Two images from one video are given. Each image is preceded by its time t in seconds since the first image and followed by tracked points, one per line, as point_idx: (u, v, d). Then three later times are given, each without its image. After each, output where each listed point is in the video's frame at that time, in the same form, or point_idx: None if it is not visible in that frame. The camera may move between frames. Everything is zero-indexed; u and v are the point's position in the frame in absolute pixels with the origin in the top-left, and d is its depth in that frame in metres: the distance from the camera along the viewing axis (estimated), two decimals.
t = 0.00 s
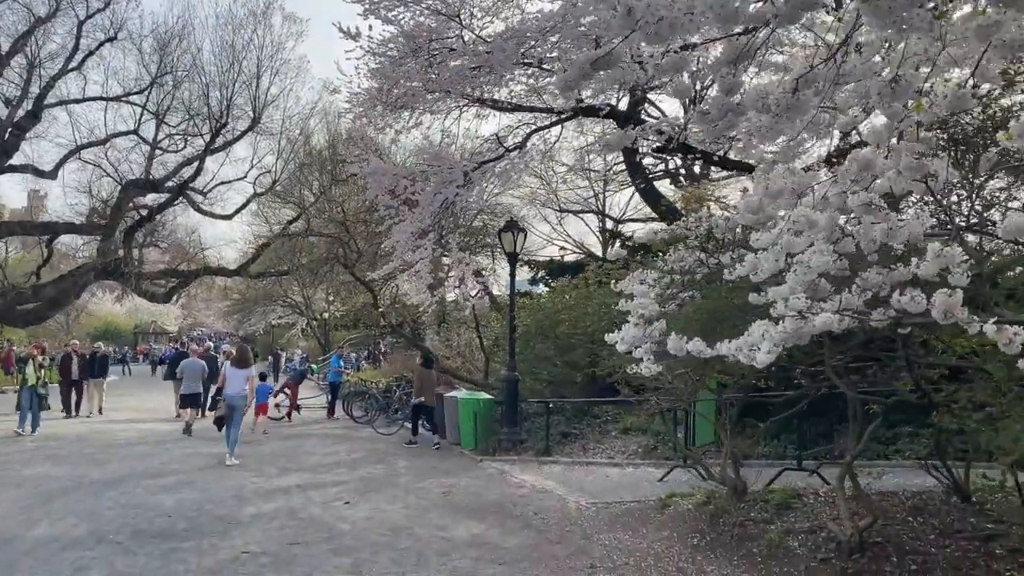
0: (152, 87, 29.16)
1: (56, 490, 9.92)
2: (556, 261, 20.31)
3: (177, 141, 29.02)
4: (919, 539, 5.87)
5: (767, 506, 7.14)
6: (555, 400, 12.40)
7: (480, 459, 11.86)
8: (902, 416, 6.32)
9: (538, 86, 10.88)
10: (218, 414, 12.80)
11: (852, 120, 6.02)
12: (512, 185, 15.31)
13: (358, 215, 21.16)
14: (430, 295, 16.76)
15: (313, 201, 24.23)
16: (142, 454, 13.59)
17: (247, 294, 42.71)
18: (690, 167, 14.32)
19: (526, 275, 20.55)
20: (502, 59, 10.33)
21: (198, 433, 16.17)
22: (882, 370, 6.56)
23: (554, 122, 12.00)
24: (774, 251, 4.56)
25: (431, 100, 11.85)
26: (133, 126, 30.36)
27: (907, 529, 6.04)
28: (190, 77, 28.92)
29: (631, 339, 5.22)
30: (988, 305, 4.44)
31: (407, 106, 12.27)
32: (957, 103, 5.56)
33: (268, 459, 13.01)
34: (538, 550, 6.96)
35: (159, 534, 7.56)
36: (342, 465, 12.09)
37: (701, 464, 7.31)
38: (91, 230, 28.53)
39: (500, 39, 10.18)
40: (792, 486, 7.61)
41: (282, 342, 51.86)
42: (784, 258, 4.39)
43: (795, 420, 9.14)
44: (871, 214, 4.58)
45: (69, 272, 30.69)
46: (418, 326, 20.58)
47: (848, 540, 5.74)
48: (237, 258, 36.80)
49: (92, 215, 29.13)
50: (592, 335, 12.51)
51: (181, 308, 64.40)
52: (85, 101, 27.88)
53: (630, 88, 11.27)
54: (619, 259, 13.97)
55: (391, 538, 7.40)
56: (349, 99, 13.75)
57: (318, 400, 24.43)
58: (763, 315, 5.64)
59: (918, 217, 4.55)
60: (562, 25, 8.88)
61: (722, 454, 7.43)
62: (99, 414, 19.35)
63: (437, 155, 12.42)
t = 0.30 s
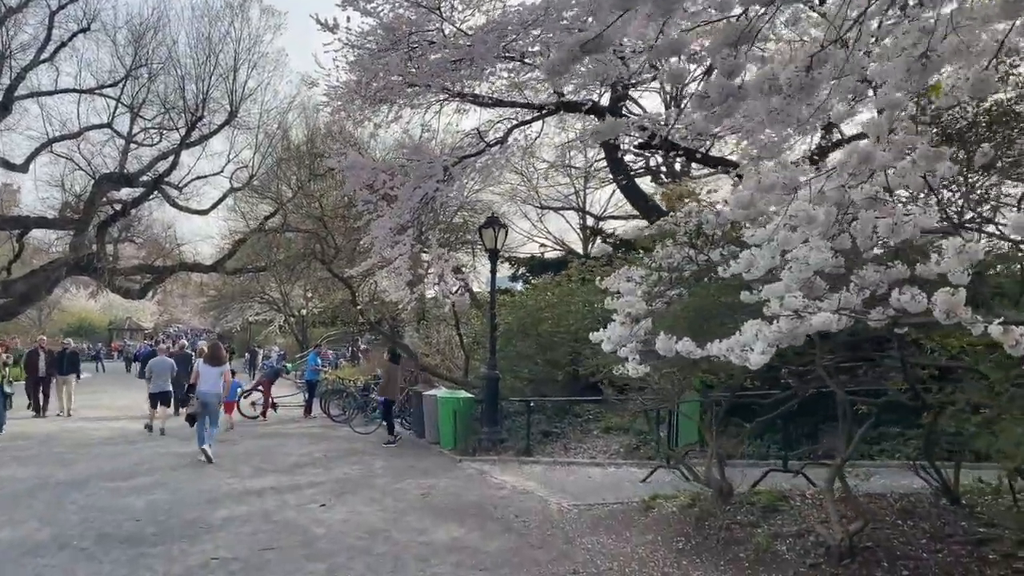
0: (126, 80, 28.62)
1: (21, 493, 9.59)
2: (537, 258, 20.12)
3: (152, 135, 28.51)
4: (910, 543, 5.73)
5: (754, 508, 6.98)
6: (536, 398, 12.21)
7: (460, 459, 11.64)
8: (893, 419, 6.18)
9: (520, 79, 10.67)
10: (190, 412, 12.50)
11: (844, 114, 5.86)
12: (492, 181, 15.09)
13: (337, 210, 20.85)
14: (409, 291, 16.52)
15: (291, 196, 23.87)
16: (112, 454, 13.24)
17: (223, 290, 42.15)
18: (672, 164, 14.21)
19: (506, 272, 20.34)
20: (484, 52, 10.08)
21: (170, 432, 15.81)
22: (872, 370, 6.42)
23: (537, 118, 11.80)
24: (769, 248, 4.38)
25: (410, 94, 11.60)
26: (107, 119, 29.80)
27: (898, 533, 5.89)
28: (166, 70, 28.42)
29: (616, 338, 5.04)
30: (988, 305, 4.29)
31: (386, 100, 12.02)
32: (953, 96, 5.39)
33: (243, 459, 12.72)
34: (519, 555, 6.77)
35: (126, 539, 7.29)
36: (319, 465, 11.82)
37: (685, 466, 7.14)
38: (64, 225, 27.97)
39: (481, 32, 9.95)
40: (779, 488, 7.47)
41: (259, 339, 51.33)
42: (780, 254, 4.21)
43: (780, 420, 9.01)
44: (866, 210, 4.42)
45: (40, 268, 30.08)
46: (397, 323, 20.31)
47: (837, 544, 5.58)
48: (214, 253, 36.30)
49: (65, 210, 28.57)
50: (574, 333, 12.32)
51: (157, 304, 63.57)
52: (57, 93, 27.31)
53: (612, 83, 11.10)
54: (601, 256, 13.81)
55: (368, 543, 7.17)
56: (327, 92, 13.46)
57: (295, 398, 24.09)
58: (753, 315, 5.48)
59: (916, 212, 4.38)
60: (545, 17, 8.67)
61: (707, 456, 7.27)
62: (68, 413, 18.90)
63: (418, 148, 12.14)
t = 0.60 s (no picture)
0: (88, 71, 27.85)
1: None
2: (507, 256, 19.88)
3: (113, 127, 27.77)
4: (894, 547, 5.57)
5: (733, 511, 6.80)
6: (508, 397, 11.96)
7: (429, 460, 11.36)
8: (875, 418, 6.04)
9: (494, 70, 10.39)
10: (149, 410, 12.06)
11: (828, 106, 5.71)
12: (463, 176, 14.83)
13: (304, 206, 20.40)
14: (378, 288, 16.18)
15: (257, 191, 23.37)
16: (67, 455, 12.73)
17: (186, 286, 41.36)
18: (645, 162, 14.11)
19: (477, 270, 20.07)
20: (456, 42, 9.76)
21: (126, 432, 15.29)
22: (854, 369, 6.26)
23: (509, 112, 11.58)
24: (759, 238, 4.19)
25: (380, 86, 11.27)
26: (67, 111, 28.99)
27: (881, 536, 5.74)
28: (129, 61, 27.68)
29: (594, 338, 4.86)
30: (983, 302, 4.13)
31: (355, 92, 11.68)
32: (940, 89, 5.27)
33: (204, 459, 12.31)
34: (491, 560, 6.51)
35: (78, 546, 6.91)
36: (283, 466, 11.45)
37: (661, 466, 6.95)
38: (21, 219, 27.13)
39: (455, 22, 9.66)
40: (756, 489, 7.31)
41: (224, 337, 50.49)
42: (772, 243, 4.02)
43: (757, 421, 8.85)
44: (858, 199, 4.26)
45: None
46: (365, 321, 19.94)
47: (821, 549, 5.41)
48: (177, 250, 35.54)
49: (22, 203, 27.72)
50: (548, 330, 12.10)
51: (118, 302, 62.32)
52: (15, 83, 26.48)
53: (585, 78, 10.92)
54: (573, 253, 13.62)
55: (334, 548, 6.87)
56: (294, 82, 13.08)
57: (259, 397, 23.58)
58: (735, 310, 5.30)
59: (909, 203, 4.24)
60: (521, 6, 8.40)
61: (684, 456, 7.09)
62: (22, 412, 18.24)
63: (387, 140, 11.82)
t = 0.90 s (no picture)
0: (26, 59, 26.78)
1: None
2: (462, 255, 19.62)
3: (53, 118, 26.74)
4: (859, 555, 5.46)
5: (694, 517, 6.64)
6: (463, 399, 11.70)
7: (381, 464, 11.05)
8: (839, 423, 5.94)
9: (451, 65, 10.12)
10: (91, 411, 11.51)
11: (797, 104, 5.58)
12: (418, 174, 14.52)
13: (253, 201, 19.84)
14: (330, 287, 15.78)
15: (204, 185, 22.69)
16: None
17: (129, 282, 40.19)
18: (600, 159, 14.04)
19: (431, 269, 19.75)
20: (412, 34, 9.43)
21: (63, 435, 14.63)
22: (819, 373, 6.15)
23: (465, 108, 11.33)
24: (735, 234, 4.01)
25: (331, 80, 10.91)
26: (3, 99, 27.83)
27: (845, 544, 5.62)
28: (70, 49, 26.69)
29: (556, 344, 4.83)
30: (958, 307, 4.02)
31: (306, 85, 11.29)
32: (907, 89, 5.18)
33: (146, 464, 11.81)
34: (446, 571, 6.25)
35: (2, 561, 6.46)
36: (228, 471, 11.03)
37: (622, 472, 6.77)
38: None
39: (410, 14, 9.35)
40: (717, 495, 7.18)
41: (169, 335, 49.24)
42: (748, 240, 3.84)
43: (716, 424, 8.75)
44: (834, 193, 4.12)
45: None
46: (315, 320, 19.48)
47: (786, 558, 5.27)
48: (121, 246, 34.45)
49: None
50: (506, 331, 11.86)
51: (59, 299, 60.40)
52: None
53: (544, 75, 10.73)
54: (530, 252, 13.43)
55: (280, 560, 6.54)
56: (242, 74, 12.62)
57: (204, 398, 22.92)
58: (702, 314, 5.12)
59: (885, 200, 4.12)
60: None
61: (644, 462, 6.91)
62: None
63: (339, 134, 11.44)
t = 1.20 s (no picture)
0: None
1: None
2: (401, 251, 19.26)
3: None
4: (808, 556, 5.38)
5: (640, 519, 6.51)
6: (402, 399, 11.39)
7: (316, 466, 10.68)
8: (789, 424, 5.87)
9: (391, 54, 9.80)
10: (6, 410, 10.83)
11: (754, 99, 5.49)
12: (356, 167, 14.13)
13: (182, 194, 19.10)
14: (263, 283, 15.26)
15: (130, 177, 21.78)
16: None
17: (49, 277, 38.51)
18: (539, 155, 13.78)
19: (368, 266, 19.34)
20: (351, 22, 9.25)
21: None
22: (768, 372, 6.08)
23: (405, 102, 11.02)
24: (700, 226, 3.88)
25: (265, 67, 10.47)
26: None
27: (793, 545, 5.55)
28: None
29: (506, 340, 4.64)
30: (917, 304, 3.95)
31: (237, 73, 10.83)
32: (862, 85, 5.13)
33: (63, 467, 11.18)
34: None
35: None
36: (153, 475, 10.49)
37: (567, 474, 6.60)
38: None
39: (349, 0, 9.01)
40: (662, 496, 7.07)
41: (92, 333, 47.41)
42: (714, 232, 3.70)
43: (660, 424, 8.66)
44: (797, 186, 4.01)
45: None
46: (247, 318, 18.87)
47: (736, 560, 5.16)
48: (39, 239, 32.93)
49: None
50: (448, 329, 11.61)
51: None
52: None
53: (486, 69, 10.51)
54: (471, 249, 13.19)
55: (208, 571, 6.16)
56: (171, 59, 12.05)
57: (128, 398, 22.03)
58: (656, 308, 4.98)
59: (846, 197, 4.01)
60: None
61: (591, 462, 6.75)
62: None
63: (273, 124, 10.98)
